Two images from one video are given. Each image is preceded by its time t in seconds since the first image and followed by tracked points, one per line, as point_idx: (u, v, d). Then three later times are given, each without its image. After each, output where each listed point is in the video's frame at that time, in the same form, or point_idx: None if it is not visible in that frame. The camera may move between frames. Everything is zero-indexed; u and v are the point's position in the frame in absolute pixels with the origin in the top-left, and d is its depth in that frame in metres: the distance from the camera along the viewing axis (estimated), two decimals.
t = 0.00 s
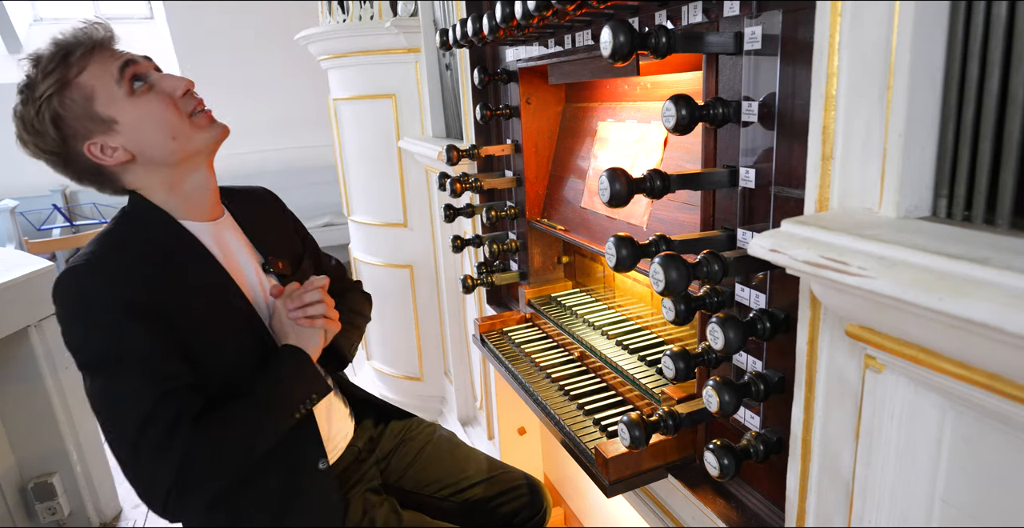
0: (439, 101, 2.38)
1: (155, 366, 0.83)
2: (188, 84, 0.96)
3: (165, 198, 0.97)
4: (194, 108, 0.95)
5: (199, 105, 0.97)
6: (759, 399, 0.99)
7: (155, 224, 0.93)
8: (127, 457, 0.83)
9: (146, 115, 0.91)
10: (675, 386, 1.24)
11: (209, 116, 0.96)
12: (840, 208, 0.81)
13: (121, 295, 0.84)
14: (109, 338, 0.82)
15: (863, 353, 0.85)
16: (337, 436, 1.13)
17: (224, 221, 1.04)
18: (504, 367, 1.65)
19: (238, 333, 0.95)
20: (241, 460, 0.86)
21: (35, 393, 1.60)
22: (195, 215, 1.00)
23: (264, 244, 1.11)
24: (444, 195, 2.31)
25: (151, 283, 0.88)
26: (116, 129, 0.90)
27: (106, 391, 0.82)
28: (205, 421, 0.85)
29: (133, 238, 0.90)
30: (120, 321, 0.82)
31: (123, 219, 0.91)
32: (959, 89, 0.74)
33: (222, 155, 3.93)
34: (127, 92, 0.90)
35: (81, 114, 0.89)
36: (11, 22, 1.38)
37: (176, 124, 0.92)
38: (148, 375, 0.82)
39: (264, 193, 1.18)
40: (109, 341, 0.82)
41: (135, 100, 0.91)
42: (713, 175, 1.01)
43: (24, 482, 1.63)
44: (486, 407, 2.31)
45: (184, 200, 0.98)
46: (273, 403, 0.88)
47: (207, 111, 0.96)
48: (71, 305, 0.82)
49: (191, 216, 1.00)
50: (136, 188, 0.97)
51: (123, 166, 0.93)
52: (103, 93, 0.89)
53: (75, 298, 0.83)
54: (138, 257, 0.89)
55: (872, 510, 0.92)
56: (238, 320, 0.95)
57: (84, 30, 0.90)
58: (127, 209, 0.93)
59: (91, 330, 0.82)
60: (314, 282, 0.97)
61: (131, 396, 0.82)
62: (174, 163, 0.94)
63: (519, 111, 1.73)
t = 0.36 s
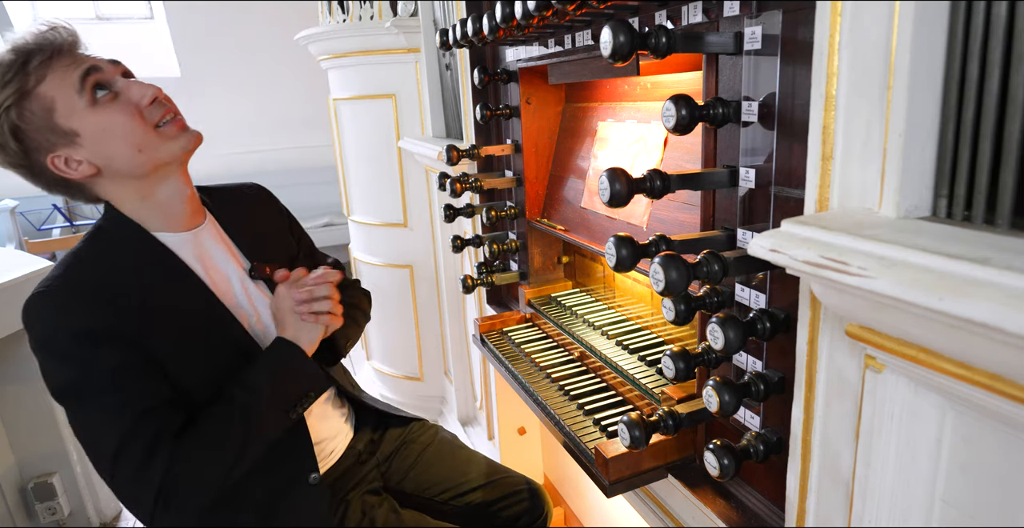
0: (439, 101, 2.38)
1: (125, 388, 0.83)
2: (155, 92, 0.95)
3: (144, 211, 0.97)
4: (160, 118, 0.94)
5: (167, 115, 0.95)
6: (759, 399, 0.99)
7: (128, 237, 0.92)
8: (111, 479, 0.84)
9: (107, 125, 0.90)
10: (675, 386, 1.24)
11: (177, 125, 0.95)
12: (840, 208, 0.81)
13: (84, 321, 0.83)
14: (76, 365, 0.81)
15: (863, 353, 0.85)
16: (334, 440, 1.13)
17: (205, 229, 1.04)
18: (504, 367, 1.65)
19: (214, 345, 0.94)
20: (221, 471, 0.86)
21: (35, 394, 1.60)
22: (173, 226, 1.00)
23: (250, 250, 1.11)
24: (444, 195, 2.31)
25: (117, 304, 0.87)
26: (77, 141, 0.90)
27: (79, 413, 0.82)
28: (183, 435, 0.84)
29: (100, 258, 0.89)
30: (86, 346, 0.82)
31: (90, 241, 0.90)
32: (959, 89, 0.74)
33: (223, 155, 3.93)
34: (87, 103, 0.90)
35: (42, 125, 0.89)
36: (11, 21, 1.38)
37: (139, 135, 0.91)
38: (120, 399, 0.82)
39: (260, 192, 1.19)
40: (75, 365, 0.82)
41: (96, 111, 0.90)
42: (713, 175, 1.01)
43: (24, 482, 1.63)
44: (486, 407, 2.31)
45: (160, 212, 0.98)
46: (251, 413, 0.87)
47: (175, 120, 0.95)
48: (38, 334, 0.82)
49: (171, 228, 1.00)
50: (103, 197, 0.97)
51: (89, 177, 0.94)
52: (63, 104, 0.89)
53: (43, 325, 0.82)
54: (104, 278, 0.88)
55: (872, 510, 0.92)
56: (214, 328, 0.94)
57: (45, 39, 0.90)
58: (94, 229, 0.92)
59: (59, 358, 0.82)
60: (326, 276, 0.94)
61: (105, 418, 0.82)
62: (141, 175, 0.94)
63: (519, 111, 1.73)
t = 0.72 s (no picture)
0: (439, 100, 2.38)
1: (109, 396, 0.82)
2: (140, 101, 0.97)
3: (125, 217, 1.00)
4: (145, 127, 0.97)
5: (151, 124, 0.98)
6: (759, 399, 0.99)
7: (106, 248, 0.94)
8: (112, 495, 0.81)
9: (88, 133, 0.92)
10: (675, 386, 1.24)
11: (159, 135, 0.98)
12: (840, 208, 0.81)
13: (62, 329, 0.83)
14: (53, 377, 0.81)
15: (863, 353, 0.85)
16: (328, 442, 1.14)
17: (187, 232, 1.06)
18: (504, 367, 1.65)
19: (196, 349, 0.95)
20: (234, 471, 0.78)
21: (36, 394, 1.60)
22: (154, 231, 1.02)
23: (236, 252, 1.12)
24: (444, 195, 2.31)
25: (95, 311, 0.87)
26: (55, 146, 0.91)
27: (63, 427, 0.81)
28: (176, 434, 0.79)
29: (78, 270, 0.90)
30: (66, 354, 0.82)
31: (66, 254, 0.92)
32: (960, 88, 0.74)
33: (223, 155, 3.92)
34: (70, 108, 0.91)
35: (19, 128, 0.90)
36: (11, 20, 1.38)
37: (122, 143, 0.94)
38: (103, 408, 0.81)
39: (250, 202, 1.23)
40: (55, 378, 0.81)
41: (78, 118, 0.92)
42: (713, 175, 1.01)
43: (24, 482, 1.65)
44: (486, 407, 2.31)
45: (140, 217, 1.01)
46: (239, 418, 0.76)
47: (159, 131, 0.98)
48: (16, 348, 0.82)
49: (152, 232, 1.02)
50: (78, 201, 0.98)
51: (65, 182, 0.95)
52: (43, 109, 0.90)
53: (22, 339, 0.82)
54: (80, 287, 0.88)
55: (872, 510, 0.92)
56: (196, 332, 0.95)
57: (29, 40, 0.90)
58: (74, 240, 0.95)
59: (38, 373, 0.81)
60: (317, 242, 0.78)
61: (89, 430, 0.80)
62: (122, 182, 0.96)
63: (519, 111, 1.73)
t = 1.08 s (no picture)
0: (439, 100, 2.38)
1: (108, 402, 0.83)
2: (144, 129, 0.94)
3: (138, 220, 1.01)
4: (149, 157, 0.95)
5: (157, 150, 0.96)
6: (759, 400, 0.99)
7: (115, 251, 0.95)
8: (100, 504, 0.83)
9: (87, 157, 0.92)
10: (675, 386, 1.24)
11: (160, 163, 0.96)
12: (840, 208, 0.81)
13: (68, 331, 0.84)
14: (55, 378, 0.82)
15: (863, 353, 0.85)
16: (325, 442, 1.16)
17: (197, 235, 1.08)
18: (504, 367, 1.65)
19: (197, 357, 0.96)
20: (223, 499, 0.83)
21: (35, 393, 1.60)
22: (166, 234, 1.04)
23: (249, 253, 1.16)
24: (444, 195, 2.31)
25: (103, 317, 0.88)
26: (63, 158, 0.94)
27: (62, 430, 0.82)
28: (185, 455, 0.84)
29: (87, 271, 0.91)
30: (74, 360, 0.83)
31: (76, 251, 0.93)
32: (960, 88, 0.74)
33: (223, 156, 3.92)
34: (74, 131, 0.91)
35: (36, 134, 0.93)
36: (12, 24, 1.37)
37: (122, 173, 0.94)
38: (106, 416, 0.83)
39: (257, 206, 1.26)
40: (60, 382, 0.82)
41: (79, 140, 0.91)
42: (713, 175, 1.01)
43: (24, 482, 1.65)
44: (486, 407, 2.31)
45: (151, 221, 1.02)
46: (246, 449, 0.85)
47: (160, 160, 0.96)
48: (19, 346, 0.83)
49: (163, 234, 1.03)
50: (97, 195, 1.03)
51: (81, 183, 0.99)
52: (50, 124, 0.92)
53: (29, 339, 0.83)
54: (89, 288, 0.89)
55: (872, 510, 0.92)
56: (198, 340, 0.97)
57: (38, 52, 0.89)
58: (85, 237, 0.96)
59: (40, 371, 0.82)
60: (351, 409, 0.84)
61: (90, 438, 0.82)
62: (125, 199, 0.97)
63: (519, 111, 1.73)
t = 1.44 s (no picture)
0: (439, 100, 2.38)
1: (104, 396, 0.85)
2: (188, 140, 0.79)
3: (176, 214, 0.94)
4: (186, 167, 0.80)
5: (196, 161, 0.81)
6: (760, 400, 0.99)
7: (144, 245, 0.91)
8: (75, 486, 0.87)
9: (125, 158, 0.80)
10: (675, 386, 1.24)
11: (197, 176, 0.82)
12: (840, 208, 0.82)
13: (84, 325, 0.84)
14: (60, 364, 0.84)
15: (864, 353, 0.85)
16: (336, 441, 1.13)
17: (235, 233, 1.01)
18: (504, 367, 1.65)
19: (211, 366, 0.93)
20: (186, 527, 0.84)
21: (36, 394, 1.60)
22: (200, 230, 0.97)
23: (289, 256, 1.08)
24: (444, 194, 2.31)
25: (119, 314, 0.87)
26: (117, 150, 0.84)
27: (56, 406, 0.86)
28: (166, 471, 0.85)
29: (111, 263, 0.88)
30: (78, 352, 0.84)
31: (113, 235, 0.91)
32: (960, 89, 0.74)
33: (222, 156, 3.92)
34: (120, 128, 0.77)
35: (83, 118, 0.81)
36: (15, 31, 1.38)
37: (157, 179, 0.80)
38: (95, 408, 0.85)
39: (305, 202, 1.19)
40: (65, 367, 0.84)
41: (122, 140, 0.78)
42: (713, 175, 1.01)
43: (24, 482, 1.64)
44: (486, 406, 2.31)
45: (192, 215, 0.95)
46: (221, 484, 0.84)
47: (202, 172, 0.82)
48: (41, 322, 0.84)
49: (199, 231, 0.97)
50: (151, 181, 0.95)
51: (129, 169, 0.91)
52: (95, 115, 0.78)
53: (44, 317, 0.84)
54: (114, 280, 0.87)
55: (872, 510, 0.92)
56: (213, 356, 0.93)
57: (97, 47, 0.74)
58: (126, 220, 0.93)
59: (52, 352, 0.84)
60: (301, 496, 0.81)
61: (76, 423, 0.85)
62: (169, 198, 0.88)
63: (519, 111, 1.73)
